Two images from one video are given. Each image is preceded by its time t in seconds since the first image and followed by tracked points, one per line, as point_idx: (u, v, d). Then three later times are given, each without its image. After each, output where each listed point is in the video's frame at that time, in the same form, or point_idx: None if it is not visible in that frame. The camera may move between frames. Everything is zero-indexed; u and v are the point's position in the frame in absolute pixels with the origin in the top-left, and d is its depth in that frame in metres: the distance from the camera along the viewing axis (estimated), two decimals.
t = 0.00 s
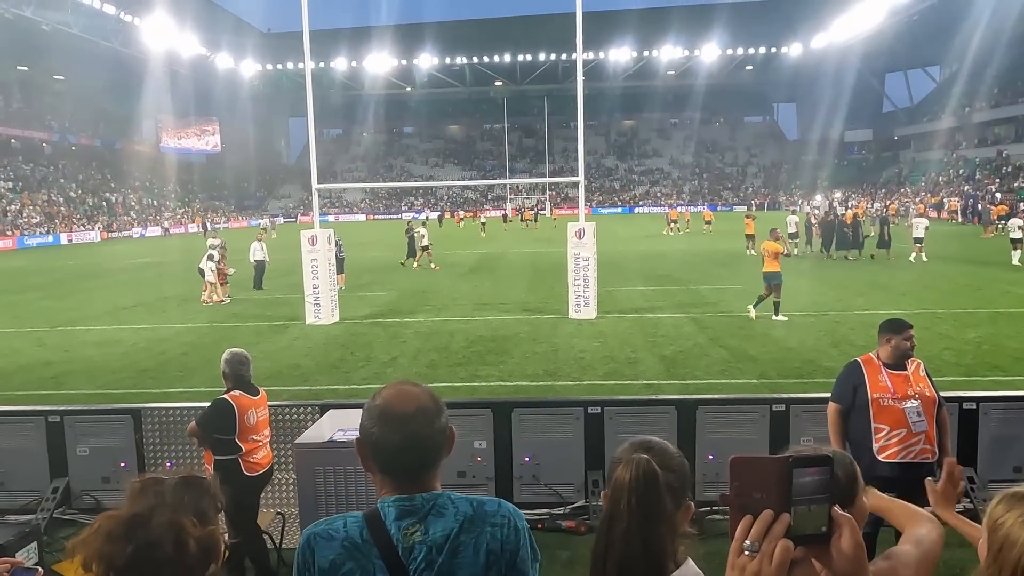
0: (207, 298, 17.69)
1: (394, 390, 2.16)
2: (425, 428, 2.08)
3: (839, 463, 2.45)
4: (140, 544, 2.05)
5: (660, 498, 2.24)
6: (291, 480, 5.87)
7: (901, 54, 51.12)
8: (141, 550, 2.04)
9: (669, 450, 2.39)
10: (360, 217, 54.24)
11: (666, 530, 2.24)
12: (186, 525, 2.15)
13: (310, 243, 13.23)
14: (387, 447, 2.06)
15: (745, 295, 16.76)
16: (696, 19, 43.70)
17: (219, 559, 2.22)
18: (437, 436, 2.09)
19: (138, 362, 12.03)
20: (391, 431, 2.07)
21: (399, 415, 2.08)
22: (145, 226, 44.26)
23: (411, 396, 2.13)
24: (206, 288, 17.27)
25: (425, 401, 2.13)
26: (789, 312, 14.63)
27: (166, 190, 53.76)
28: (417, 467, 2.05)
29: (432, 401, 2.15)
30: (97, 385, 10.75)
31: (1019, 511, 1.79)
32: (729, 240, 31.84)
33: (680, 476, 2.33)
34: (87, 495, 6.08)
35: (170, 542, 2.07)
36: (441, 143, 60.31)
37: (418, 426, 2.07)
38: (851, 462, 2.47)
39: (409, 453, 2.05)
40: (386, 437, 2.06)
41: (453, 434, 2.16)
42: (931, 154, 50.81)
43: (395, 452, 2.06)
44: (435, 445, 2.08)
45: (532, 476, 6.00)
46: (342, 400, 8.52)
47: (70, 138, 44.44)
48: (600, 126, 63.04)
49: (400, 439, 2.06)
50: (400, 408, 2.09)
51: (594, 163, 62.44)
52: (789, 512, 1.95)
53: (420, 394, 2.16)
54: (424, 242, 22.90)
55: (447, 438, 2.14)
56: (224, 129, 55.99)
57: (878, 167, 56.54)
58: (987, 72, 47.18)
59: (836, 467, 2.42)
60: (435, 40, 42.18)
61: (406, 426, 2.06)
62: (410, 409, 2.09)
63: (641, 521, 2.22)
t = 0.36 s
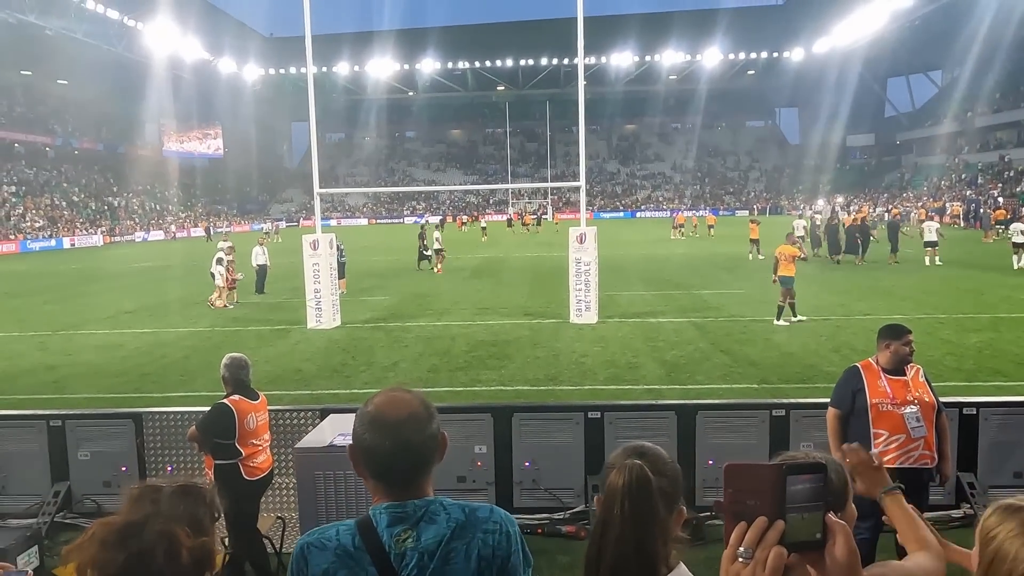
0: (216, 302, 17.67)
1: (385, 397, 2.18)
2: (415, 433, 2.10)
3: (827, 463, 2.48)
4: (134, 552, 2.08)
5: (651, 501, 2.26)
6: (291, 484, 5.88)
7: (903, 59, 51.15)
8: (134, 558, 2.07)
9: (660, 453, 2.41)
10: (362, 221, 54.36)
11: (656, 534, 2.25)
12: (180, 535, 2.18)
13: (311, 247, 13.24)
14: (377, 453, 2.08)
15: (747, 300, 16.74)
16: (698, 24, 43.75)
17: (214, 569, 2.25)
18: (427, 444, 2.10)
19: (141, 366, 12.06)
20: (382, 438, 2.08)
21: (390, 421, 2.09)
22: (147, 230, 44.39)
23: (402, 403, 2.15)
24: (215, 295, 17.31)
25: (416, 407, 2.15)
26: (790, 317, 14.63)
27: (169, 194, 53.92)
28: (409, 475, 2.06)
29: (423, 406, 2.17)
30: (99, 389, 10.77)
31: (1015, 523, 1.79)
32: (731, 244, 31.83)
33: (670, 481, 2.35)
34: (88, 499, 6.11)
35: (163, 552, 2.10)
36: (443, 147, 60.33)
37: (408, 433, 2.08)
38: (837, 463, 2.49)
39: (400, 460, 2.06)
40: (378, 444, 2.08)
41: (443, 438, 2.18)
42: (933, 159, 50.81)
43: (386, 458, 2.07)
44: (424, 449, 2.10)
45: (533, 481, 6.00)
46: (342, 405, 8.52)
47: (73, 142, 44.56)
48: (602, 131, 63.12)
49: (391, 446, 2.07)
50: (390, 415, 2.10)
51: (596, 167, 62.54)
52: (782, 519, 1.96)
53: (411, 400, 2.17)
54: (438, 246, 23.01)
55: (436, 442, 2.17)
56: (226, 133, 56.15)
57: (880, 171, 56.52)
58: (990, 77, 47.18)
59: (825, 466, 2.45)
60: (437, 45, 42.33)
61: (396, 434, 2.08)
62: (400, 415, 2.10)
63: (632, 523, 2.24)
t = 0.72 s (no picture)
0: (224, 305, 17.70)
1: (370, 404, 2.19)
2: (400, 438, 2.10)
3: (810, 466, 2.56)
4: (123, 561, 2.08)
5: (651, 521, 2.15)
6: (288, 488, 5.88)
7: (902, 64, 51.28)
8: (124, 567, 2.06)
9: (655, 463, 2.35)
10: (361, 224, 54.50)
11: (656, 553, 2.15)
12: (172, 541, 2.19)
13: (310, 251, 13.26)
14: (362, 459, 2.08)
15: (745, 304, 16.77)
16: (697, 28, 43.84)
17: None
18: (413, 448, 2.11)
19: (138, 370, 12.05)
20: (367, 444, 2.09)
21: (374, 428, 2.10)
22: (146, 233, 44.43)
23: (387, 409, 2.15)
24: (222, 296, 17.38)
25: (401, 414, 2.16)
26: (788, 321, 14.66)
27: (169, 197, 54.05)
28: (394, 481, 2.07)
29: (409, 412, 2.18)
30: (97, 392, 10.77)
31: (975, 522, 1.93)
32: (731, 248, 31.89)
33: (664, 494, 2.29)
34: (84, 503, 6.09)
35: (153, 559, 2.10)
36: (443, 151, 60.40)
37: (393, 439, 2.09)
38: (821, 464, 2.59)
39: (384, 465, 2.06)
40: (362, 450, 2.08)
41: (429, 444, 2.19)
42: (933, 163, 50.89)
43: (371, 464, 2.08)
44: (409, 455, 2.10)
45: (529, 486, 6.00)
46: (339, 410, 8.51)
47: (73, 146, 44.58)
48: (601, 135, 63.24)
49: (377, 453, 2.07)
50: (374, 421, 2.11)
51: (595, 171, 62.67)
52: (772, 525, 1.97)
53: (395, 406, 2.18)
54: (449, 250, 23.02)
55: (423, 448, 2.17)
56: (226, 137, 56.24)
57: (879, 176, 56.65)
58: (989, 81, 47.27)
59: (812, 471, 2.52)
60: (438, 48, 42.38)
61: (381, 439, 2.08)
62: (384, 421, 2.11)
63: (636, 545, 2.12)
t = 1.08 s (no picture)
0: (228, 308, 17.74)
1: (355, 411, 2.19)
2: (385, 448, 2.09)
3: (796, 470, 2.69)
4: (113, 567, 2.07)
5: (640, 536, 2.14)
6: (281, 493, 5.86)
7: (897, 67, 51.50)
8: (114, 572, 2.05)
9: (643, 472, 2.35)
10: (358, 227, 54.51)
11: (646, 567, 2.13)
12: (162, 546, 2.18)
13: (305, 254, 13.26)
14: (346, 469, 2.08)
15: (741, 307, 16.79)
16: (692, 32, 43.97)
17: None
18: (397, 457, 2.11)
19: (133, 374, 12.02)
20: (351, 453, 2.09)
21: (358, 437, 2.10)
22: (142, 236, 44.37)
23: (371, 417, 2.15)
24: (225, 300, 17.41)
25: (385, 422, 2.15)
26: (784, 324, 14.70)
27: (166, 200, 54.05)
28: (381, 491, 2.06)
29: (394, 420, 2.18)
30: (91, 396, 10.74)
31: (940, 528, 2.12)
32: (726, 251, 31.96)
33: (653, 507, 2.29)
34: (77, 507, 6.07)
35: (143, 563, 2.08)
36: (439, 154, 60.49)
37: (378, 448, 2.08)
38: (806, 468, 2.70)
39: (371, 475, 2.06)
40: (346, 459, 2.08)
41: (415, 451, 2.19)
42: (928, 167, 51.12)
43: (356, 473, 2.07)
44: (395, 464, 2.10)
45: (524, 490, 6.01)
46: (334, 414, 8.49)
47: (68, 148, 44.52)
48: (597, 138, 63.33)
49: (359, 463, 2.07)
50: (358, 432, 2.10)
51: (591, 174, 62.78)
52: (758, 532, 1.98)
53: (379, 414, 2.17)
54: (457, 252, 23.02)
55: (407, 457, 2.17)
56: (223, 139, 56.23)
57: (875, 179, 56.89)
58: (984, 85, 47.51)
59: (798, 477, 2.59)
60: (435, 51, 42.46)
61: (364, 450, 2.08)
62: (369, 431, 2.10)
63: (625, 560, 2.10)
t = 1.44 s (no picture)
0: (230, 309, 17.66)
1: (334, 417, 2.21)
2: (363, 453, 2.11)
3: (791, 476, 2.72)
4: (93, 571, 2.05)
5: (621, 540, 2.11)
6: (270, 496, 5.82)
7: (890, 70, 51.71)
8: None
9: (628, 478, 2.32)
10: (351, 229, 54.38)
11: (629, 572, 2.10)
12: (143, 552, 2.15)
13: (298, 256, 13.20)
14: (324, 475, 2.08)
15: (734, 309, 16.81)
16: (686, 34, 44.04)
17: None
18: (374, 462, 2.12)
19: (124, 376, 11.95)
20: (330, 459, 2.09)
21: (337, 443, 2.11)
22: (134, 238, 44.19)
23: (349, 423, 2.17)
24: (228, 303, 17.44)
25: (363, 428, 2.17)
26: (776, 326, 14.73)
27: (159, 201, 53.81)
28: (358, 497, 2.07)
29: (373, 427, 2.20)
30: (82, 399, 10.66)
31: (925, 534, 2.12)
32: (720, 253, 32.00)
33: (638, 512, 2.26)
34: (66, 511, 6.03)
35: (123, 567, 2.06)
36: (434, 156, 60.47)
37: (356, 453, 2.10)
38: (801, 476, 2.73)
39: (348, 481, 2.07)
40: (323, 464, 2.09)
41: (394, 456, 2.20)
42: (921, 169, 51.36)
43: (334, 479, 2.07)
44: (373, 470, 2.10)
45: (516, 492, 5.97)
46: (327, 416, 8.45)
47: (60, 150, 44.32)
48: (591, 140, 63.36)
49: (338, 468, 2.08)
50: (337, 437, 2.12)
51: (585, 176, 62.83)
52: (744, 537, 2.09)
53: (357, 421, 2.19)
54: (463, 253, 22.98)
55: (386, 462, 2.19)
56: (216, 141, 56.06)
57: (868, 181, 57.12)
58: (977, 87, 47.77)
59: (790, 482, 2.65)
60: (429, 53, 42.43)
61: (342, 455, 2.09)
62: (348, 435, 2.12)
63: (603, 565, 2.08)
